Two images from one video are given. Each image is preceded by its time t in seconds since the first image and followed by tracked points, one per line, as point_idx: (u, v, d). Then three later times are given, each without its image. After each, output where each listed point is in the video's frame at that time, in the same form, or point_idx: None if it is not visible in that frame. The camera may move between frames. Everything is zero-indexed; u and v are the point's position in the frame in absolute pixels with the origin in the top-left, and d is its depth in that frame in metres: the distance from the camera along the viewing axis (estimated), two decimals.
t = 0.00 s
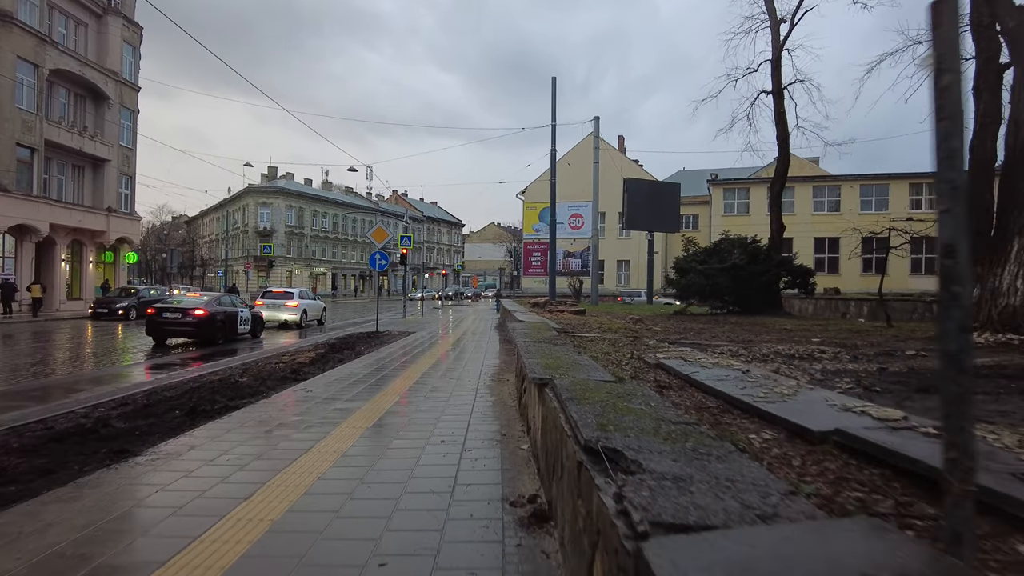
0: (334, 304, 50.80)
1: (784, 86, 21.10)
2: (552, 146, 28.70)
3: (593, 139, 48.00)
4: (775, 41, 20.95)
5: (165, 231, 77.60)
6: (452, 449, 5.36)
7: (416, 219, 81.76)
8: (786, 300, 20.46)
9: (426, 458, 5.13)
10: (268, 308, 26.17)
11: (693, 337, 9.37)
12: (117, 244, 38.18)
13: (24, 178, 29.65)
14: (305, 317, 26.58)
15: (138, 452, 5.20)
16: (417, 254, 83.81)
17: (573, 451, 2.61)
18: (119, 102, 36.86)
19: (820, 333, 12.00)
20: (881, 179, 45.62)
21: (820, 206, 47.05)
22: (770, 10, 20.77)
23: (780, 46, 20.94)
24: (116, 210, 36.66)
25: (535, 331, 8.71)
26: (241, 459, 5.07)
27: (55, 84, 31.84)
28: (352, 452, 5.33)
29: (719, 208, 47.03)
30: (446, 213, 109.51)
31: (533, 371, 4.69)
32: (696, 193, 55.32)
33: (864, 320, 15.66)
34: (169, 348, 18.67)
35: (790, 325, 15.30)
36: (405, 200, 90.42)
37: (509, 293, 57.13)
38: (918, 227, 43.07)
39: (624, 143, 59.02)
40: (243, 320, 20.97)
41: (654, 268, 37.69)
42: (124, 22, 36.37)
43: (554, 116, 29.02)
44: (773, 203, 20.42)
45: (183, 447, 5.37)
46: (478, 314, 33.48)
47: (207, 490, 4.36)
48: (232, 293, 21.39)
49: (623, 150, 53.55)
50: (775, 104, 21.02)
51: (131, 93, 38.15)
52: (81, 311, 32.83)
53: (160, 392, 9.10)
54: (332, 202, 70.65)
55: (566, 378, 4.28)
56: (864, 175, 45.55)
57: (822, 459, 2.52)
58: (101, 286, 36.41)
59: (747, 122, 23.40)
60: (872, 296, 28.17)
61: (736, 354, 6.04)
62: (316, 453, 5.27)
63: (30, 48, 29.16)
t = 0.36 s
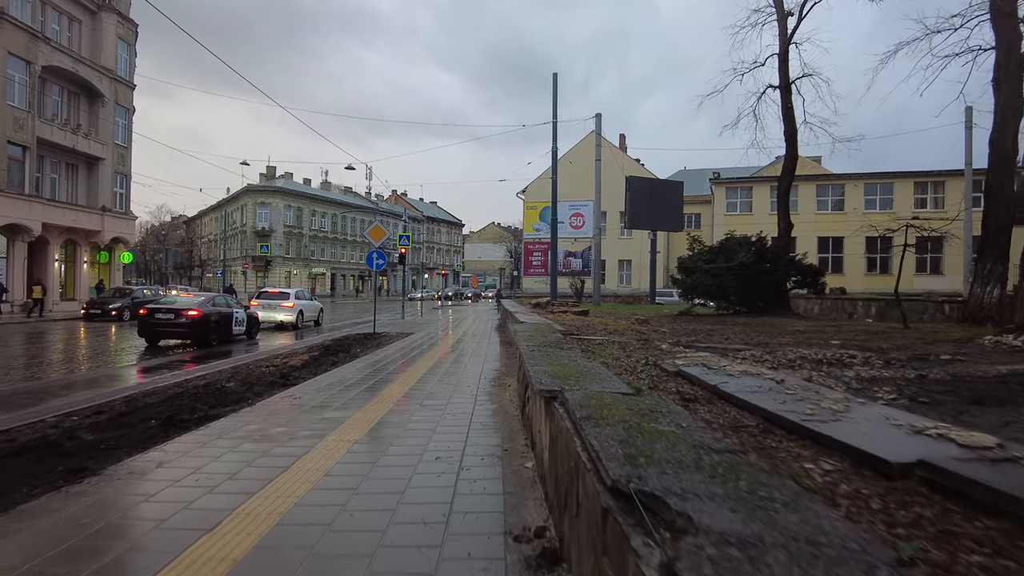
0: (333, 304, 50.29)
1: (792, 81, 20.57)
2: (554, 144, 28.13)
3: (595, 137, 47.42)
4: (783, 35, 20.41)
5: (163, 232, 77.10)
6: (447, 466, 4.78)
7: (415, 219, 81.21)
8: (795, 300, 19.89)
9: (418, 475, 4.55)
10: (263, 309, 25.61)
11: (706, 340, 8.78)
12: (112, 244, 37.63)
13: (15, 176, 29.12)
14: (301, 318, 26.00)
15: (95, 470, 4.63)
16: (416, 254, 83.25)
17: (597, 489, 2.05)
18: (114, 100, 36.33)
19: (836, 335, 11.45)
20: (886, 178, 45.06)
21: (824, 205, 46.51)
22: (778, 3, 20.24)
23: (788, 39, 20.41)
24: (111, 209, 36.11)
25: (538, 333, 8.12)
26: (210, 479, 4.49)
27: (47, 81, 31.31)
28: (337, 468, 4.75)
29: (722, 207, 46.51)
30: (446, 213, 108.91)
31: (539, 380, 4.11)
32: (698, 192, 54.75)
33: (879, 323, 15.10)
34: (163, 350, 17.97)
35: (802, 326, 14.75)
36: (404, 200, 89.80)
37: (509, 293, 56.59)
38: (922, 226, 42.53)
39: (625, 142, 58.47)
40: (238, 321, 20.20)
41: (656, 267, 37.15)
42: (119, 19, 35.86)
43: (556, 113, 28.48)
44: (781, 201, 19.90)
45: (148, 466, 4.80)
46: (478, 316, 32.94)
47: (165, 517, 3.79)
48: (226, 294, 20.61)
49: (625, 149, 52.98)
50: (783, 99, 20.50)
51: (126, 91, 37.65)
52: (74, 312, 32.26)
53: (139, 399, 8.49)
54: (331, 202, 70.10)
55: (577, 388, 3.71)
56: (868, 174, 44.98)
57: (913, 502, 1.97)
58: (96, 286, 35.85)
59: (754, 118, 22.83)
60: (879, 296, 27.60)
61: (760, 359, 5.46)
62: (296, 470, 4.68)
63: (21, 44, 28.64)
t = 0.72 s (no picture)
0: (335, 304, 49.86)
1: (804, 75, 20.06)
2: (558, 141, 27.66)
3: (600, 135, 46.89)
4: (794, 28, 19.92)
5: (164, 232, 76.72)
6: (453, 486, 4.29)
7: (417, 219, 80.78)
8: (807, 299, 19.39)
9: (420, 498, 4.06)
10: (263, 309, 25.16)
11: (727, 343, 8.25)
12: (111, 243, 37.23)
13: (12, 175, 28.72)
14: (302, 318, 25.52)
15: (58, 493, 4.11)
16: (419, 254, 82.79)
17: (654, 554, 1.57)
18: (113, 98, 35.95)
19: (857, 337, 10.95)
20: (894, 176, 44.50)
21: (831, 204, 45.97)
22: None
23: (800, 32, 19.91)
24: (110, 208, 35.72)
25: (547, 334, 7.60)
26: (188, 502, 3.97)
27: (45, 79, 30.96)
28: (330, 489, 4.25)
29: (728, 206, 45.98)
30: (449, 213, 108.47)
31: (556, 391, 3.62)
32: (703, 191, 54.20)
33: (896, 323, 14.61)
34: (159, 352, 17.48)
35: (818, 327, 14.27)
36: (407, 200, 89.35)
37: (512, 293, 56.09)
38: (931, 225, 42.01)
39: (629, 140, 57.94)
40: (236, 322, 19.70)
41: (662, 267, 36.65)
42: (118, 16, 35.46)
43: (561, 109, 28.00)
44: (792, 198, 19.42)
45: (115, 487, 4.25)
46: (481, 316, 32.43)
47: (126, 551, 3.24)
48: (224, 293, 20.12)
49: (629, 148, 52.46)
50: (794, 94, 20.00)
51: (125, 88, 37.27)
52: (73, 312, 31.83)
53: (125, 406, 8.00)
54: (333, 201, 69.70)
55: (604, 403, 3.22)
56: (876, 173, 44.44)
57: None
58: (95, 286, 35.45)
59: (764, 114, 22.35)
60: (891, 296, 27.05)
61: (797, 367, 4.94)
62: (284, 491, 4.19)
63: (19, 40, 28.27)
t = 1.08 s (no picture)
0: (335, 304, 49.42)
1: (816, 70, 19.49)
2: (562, 138, 27.13)
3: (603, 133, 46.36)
4: (805, 21, 19.38)
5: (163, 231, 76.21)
6: (456, 513, 3.81)
7: (418, 219, 80.29)
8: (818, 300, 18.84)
9: (418, 528, 3.58)
10: (260, 309, 24.64)
11: (747, 348, 7.74)
12: (108, 242, 36.75)
13: (6, 173, 28.23)
14: (299, 318, 24.97)
15: (5, 523, 3.61)
16: (419, 254, 82.26)
17: None
18: (109, 95, 35.44)
19: (877, 339, 10.43)
20: (900, 176, 43.92)
21: (836, 204, 45.42)
22: None
23: (812, 26, 19.37)
24: (106, 207, 35.25)
25: (555, 337, 7.10)
26: (152, 535, 3.46)
27: (40, 75, 30.46)
28: (316, 516, 3.77)
29: (732, 206, 45.42)
30: (450, 213, 107.94)
31: (576, 408, 3.13)
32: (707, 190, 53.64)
33: (915, 326, 14.07)
34: (151, 354, 16.98)
35: (833, 330, 13.75)
36: (407, 199, 88.79)
37: (514, 293, 55.59)
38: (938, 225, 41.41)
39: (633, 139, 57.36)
40: (232, 322, 19.18)
41: (666, 267, 36.15)
42: (115, 12, 34.97)
43: (564, 106, 27.47)
44: (803, 197, 18.93)
45: (74, 516, 3.74)
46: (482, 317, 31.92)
47: None
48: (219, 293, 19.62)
49: (631, 147, 51.92)
50: (806, 90, 19.48)
51: (122, 86, 36.79)
52: (67, 312, 31.30)
53: (105, 414, 7.50)
54: (333, 201, 69.18)
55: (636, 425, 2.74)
56: (882, 172, 43.86)
57: None
58: (91, 285, 34.96)
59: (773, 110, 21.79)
60: (901, 296, 26.51)
61: (838, 376, 4.44)
62: (264, 519, 3.70)
63: (13, 36, 27.76)
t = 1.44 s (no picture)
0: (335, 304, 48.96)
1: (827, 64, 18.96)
2: (566, 135, 26.57)
3: (606, 131, 45.83)
4: (816, 14, 18.86)
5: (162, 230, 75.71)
6: (459, 554, 3.27)
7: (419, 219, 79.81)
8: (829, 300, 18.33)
9: None
10: (257, 310, 24.13)
11: (772, 354, 7.20)
12: (104, 242, 36.26)
13: None
14: (297, 319, 24.46)
15: None
16: (420, 254, 81.75)
17: None
18: (106, 93, 34.95)
19: (901, 342, 9.90)
20: (907, 174, 43.34)
21: (842, 203, 44.81)
22: None
23: (823, 19, 18.85)
24: (102, 206, 34.77)
25: (567, 342, 6.54)
26: None
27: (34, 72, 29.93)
28: (298, 558, 3.23)
29: (736, 205, 44.85)
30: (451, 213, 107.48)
31: (606, 435, 2.60)
32: (711, 189, 53.10)
33: (933, 328, 13.57)
34: (143, 356, 16.48)
35: (849, 331, 13.26)
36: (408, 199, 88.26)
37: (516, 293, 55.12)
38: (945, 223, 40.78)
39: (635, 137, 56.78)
40: (227, 324, 18.68)
41: (671, 267, 35.60)
42: (111, 9, 34.49)
43: (567, 103, 26.95)
44: (813, 195, 18.46)
45: (19, 556, 3.23)
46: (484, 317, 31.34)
47: None
48: (214, 294, 19.10)
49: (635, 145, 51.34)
50: (817, 85, 18.95)
51: (119, 83, 36.30)
52: (62, 313, 30.81)
53: (80, 425, 6.96)
54: (333, 200, 68.71)
55: (685, 463, 2.21)
56: (888, 170, 43.25)
57: None
58: (87, 285, 34.47)
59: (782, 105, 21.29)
60: (912, 296, 25.91)
61: (893, 391, 3.91)
62: (238, 561, 3.17)
63: (6, 32, 27.19)
